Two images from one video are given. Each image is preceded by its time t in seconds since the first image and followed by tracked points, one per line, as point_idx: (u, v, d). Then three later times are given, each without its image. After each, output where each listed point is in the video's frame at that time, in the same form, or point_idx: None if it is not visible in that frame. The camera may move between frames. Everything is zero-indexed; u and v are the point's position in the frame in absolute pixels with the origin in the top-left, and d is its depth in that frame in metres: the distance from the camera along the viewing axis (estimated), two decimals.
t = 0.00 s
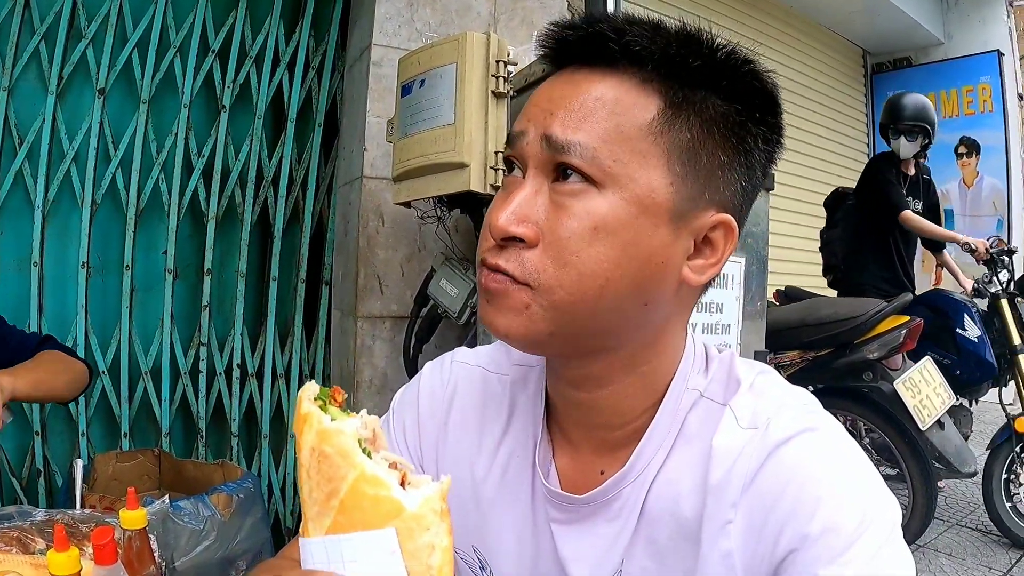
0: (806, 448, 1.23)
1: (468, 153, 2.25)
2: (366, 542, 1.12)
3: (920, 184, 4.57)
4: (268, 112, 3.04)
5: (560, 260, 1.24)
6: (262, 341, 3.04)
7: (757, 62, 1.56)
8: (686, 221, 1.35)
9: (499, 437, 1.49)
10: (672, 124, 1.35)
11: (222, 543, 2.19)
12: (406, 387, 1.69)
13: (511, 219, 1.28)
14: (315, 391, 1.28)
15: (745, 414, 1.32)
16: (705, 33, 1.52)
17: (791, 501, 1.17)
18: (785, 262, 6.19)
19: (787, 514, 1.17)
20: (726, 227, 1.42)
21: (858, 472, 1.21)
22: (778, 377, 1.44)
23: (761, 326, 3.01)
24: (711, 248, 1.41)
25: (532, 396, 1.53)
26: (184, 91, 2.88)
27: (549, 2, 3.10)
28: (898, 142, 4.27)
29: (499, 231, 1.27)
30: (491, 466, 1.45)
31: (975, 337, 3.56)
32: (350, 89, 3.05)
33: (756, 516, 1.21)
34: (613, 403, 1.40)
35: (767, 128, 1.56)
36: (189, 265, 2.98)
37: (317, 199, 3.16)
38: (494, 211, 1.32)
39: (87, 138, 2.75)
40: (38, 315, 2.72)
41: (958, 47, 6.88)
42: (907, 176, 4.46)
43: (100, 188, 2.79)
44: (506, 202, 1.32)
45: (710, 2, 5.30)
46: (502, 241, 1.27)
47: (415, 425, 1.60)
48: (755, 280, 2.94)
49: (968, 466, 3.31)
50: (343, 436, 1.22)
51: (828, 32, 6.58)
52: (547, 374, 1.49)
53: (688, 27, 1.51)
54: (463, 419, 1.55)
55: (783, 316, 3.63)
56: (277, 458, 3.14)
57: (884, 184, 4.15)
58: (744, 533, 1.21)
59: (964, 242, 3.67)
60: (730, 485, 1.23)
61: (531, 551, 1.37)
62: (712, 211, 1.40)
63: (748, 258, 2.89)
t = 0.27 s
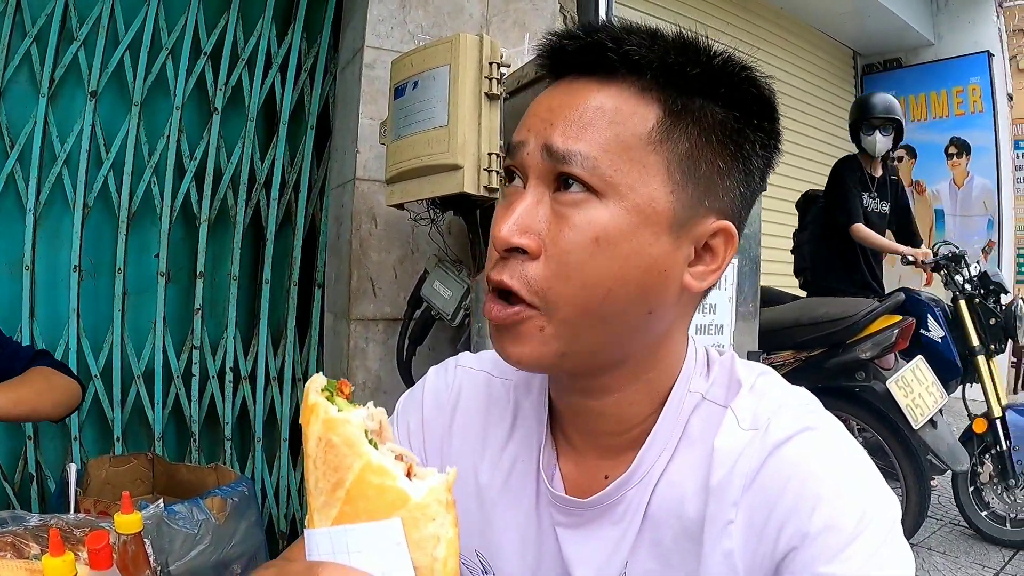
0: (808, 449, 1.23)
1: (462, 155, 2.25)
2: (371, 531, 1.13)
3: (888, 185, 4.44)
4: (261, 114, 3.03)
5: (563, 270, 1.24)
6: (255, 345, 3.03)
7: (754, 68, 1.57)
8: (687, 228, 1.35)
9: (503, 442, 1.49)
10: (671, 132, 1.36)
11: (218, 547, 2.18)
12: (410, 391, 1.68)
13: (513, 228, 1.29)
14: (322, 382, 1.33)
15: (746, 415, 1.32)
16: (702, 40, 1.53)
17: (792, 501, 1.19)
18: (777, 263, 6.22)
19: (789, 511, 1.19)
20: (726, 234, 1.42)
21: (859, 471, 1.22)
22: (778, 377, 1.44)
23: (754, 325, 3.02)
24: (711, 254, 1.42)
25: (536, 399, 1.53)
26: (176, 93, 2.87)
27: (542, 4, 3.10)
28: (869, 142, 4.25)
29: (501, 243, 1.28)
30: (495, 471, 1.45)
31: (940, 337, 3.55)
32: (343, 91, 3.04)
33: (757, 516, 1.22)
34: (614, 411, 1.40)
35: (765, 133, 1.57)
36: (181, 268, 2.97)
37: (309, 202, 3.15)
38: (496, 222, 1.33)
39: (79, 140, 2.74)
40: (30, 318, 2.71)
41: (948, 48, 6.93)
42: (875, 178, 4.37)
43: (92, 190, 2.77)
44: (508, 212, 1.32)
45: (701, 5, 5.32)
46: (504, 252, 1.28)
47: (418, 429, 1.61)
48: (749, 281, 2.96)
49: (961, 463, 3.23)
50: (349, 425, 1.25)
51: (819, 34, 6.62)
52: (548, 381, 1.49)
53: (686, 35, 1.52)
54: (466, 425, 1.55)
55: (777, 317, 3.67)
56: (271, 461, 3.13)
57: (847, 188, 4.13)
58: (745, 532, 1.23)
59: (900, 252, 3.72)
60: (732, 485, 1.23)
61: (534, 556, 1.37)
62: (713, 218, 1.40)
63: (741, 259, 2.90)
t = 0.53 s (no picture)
0: (808, 451, 1.23)
1: (452, 158, 2.24)
2: (382, 535, 1.10)
3: (848, 188, 4.51)
4: (251, 118, 3.02)
5: (559, 276, 1.24)
6: (246, 350, 3.01)
7: (747, 72, 1.57)
8: (684, 232, 1.35)
9: (501, 447, 1.49)
10: (666, 137, 1.36)
11: (210, 553, 2.17)
12: (406, 397, 1.68)
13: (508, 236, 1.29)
14: (328, 383, 1.28)
15: (745, 418, 1.32)
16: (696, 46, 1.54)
17: (790, 503, 1.19)
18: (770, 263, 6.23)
19: (787, 514, 1.18)
20: (722, 237, 1.43)
21: (858, 473, 1.21)
22: (777, 380, 1.44)
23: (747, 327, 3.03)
24: (708, 259, 1.42)
25: (531, 406, 1.53)
26: (166, 97, 2.85)
27: (532, 6, 3.09)
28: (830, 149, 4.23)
29: (497, 249, 1.27)
30: (492, 477, 1.45)
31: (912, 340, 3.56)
32: (333, 95, 3.04)
33: (756, 519, 1.22)
34: (612, 416, 1.40)
35: (759, 137, 1.57)
36: (172, 273, 2.95)
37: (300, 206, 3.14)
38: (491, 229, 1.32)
39: (68, 145, 2.73)
40: (20, 324, 2.69)
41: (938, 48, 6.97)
42: (835, 182, 4.40)
43: (82, 196, 2.76)
44: (503, 219, 1.32)
45: (691, 7, 5.34)
46: (500, 259, 1.28)
47: (416, 435, 1.61)
48: (740, 282, 2.96)
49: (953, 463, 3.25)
50: (357, 427, 1.21)
51: (809, 35, 6.65)
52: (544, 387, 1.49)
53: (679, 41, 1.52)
54: (463, 431, 1.54)
55: (769, 318, 3.67)
56: (263, 466, 3.11)
57: (807, 193, 4.16)
58: (744, 535, 1.22)
59: (867, 261, 3.74)
60: (731, 489, 1.24)
61: (532, 562, 1.36)
62: (709, 222, 1.40)
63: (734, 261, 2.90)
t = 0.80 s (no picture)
0: (805, 449, 1.24)
1: (447, 160, 2.25)
2: (362, 535, 1.11)
3: (830, 188, 4.54)
4: (247, 119, 3.03)
5: (556, 276, 1.24)
6: (242, 351, 3.02)
7: (740, 73, 1.58)
8: (681, 230, 1.36)
9: (496, 446, 1.49)
10: (661, 137, 1.36)
11: (206, 554, 2.18)
12: (400, 400, 1.69)
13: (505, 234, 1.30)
14: (309, 384, 1.29)
15: (741, 417, 1.32)
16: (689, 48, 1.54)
17: (787, 502, 1.19)
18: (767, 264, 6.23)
19: (783, 514, 1.18)
20: (718, 235, 1.43)
21: (855, 471, 1.22)
22: (772, 379, 1.45)
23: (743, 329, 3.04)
24: (704, 256, 1.42)
25: (527, 408, 1.53)
26: (162, 99, 2.86)
27: (527, 8, 3.10)
28: (812, 147, 4.26)
29: (495, 249, 1.28)
30: (486, 478, 1.45)
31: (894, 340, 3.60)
32: (329, 96, 3.04)
33: (752, 518, 1.22)
34: (608, 415, 1.40)
35: (752, 138, 1.57)
36: (168, 274, 2.96)
37: (295, 208, 3.14)
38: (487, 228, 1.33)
39: (65, 147, 2.73)
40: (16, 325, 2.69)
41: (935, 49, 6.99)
42: (817, 182, 4.41)
43: (78, 197, 2.76)
44: (499, 219, 1.32)
45: (687, 9, 5.35)
46: (497, 258, 1.28)
47: (410, 437, 1.61)
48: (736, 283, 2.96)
49: (949, 463, 3.25)
50: (338, 428, 1.22)
51: (805, 36, 6.66)
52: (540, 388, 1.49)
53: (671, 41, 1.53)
54: (457, 431, 1.55)
55: (765, 319, 3.69)
56: (259, 468, 3.11)
57: (789, 193, 4.17)
58: (741, 534, 1.22)
59: (849, 264, 3.73)
60: (727, 487, 1.23)
61: (527, 563, 1.36)
62: (705, 220, 1.40)
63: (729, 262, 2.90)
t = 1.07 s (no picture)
0: (803, 450, 1.24)
1: (444, 160, 2.25)
2: (365, 540, 1.10)
3: (823, 189, 4.54)
4: (244, 120, 3.03)
5: (554, 276, 1.24)
6: (240, 351, 3.01)
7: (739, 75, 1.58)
8: (680, 227, 1.36)
9: (493, 448, 1.49)
10: (660, 133, 1.37)
11: (203, 555, 2.17)
12: (395, 402, 1.68)
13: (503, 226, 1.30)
14: (310, 386, 1.29)
15: (738, 418, 1.32)
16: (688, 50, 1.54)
17: (785, 503, 1.19)
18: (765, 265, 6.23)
19: (782, 515, 1.18)
20: (716, 234, 1.43)
21: (853, 472, 1.22)
22: (769, 380, 1.44)
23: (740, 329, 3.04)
24: (702, 254, 1.42)
25: (524, 409, 1.53)
26: (160, 99, 2.86)
27: (524, 8, 3.10)
28: (807, 147, 4.27)
29: (493, 239, 1.27)
30: (484, 480, 1.45)
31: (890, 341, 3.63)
32: (326, 96, 3.04)
33: (750, 519, 1.22)
34: (607, 415, 1.40)
35: (750, 139, 1.58)
36: (165, 274, 2.95)
37: (293, 208, 3.14)
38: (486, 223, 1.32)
39: (62, 147, 2.73)
40: (13, 325, 2.68)
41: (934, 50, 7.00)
42: (808, 183, 4.42)
43: (75, 198, 2.76)
44: (497, 213, 1.32)
45: (686, 9, 5.35)
46: (496, 250, 1.28)
47: (406, 441, 1.61)
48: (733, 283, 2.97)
49: (946, 463, 3.29)
50: (340, 430, 1.21)
51: (803, 36, 6.67)
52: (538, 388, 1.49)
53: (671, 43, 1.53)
54: (454, 433, 1.55)
55: (763, 319, 3.68)
56: (257, 468, 3.11)
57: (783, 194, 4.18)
58: (739, 535, 1.22)
59: (839, 267, 3.74)
60: (726, 488, 1.23)
61: (524, 565, 1.36)
62: (703, 218, 1.40)
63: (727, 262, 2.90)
